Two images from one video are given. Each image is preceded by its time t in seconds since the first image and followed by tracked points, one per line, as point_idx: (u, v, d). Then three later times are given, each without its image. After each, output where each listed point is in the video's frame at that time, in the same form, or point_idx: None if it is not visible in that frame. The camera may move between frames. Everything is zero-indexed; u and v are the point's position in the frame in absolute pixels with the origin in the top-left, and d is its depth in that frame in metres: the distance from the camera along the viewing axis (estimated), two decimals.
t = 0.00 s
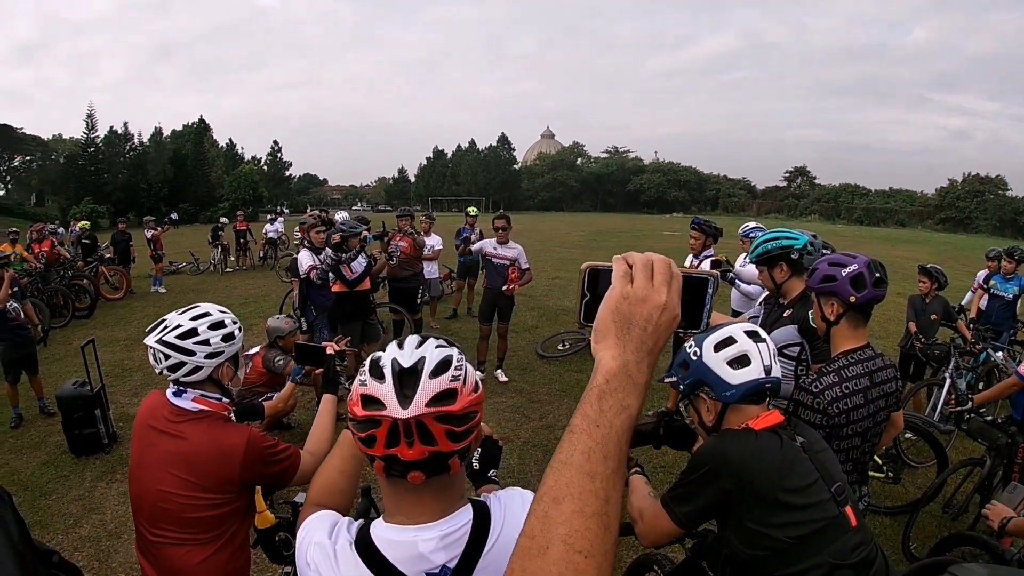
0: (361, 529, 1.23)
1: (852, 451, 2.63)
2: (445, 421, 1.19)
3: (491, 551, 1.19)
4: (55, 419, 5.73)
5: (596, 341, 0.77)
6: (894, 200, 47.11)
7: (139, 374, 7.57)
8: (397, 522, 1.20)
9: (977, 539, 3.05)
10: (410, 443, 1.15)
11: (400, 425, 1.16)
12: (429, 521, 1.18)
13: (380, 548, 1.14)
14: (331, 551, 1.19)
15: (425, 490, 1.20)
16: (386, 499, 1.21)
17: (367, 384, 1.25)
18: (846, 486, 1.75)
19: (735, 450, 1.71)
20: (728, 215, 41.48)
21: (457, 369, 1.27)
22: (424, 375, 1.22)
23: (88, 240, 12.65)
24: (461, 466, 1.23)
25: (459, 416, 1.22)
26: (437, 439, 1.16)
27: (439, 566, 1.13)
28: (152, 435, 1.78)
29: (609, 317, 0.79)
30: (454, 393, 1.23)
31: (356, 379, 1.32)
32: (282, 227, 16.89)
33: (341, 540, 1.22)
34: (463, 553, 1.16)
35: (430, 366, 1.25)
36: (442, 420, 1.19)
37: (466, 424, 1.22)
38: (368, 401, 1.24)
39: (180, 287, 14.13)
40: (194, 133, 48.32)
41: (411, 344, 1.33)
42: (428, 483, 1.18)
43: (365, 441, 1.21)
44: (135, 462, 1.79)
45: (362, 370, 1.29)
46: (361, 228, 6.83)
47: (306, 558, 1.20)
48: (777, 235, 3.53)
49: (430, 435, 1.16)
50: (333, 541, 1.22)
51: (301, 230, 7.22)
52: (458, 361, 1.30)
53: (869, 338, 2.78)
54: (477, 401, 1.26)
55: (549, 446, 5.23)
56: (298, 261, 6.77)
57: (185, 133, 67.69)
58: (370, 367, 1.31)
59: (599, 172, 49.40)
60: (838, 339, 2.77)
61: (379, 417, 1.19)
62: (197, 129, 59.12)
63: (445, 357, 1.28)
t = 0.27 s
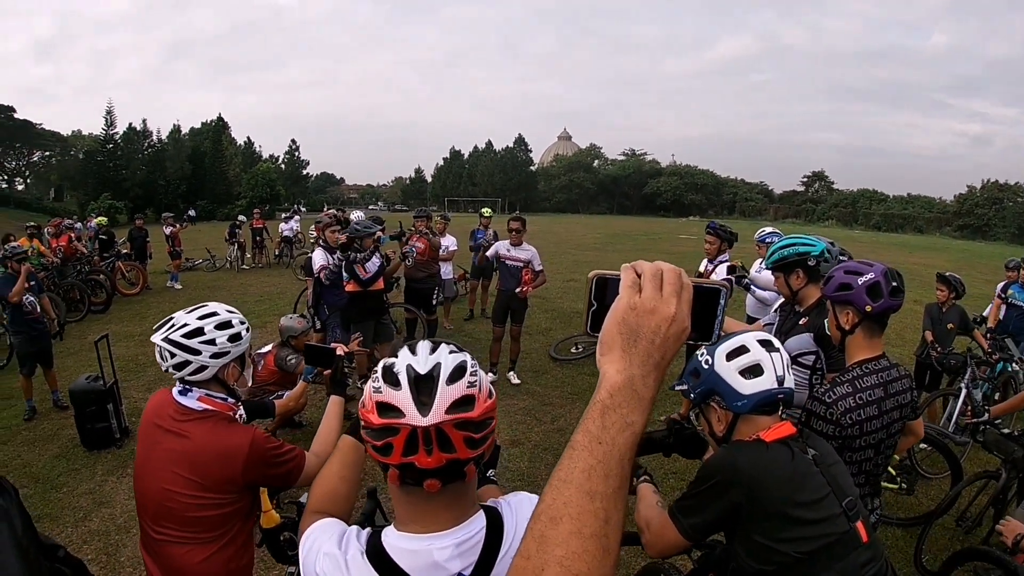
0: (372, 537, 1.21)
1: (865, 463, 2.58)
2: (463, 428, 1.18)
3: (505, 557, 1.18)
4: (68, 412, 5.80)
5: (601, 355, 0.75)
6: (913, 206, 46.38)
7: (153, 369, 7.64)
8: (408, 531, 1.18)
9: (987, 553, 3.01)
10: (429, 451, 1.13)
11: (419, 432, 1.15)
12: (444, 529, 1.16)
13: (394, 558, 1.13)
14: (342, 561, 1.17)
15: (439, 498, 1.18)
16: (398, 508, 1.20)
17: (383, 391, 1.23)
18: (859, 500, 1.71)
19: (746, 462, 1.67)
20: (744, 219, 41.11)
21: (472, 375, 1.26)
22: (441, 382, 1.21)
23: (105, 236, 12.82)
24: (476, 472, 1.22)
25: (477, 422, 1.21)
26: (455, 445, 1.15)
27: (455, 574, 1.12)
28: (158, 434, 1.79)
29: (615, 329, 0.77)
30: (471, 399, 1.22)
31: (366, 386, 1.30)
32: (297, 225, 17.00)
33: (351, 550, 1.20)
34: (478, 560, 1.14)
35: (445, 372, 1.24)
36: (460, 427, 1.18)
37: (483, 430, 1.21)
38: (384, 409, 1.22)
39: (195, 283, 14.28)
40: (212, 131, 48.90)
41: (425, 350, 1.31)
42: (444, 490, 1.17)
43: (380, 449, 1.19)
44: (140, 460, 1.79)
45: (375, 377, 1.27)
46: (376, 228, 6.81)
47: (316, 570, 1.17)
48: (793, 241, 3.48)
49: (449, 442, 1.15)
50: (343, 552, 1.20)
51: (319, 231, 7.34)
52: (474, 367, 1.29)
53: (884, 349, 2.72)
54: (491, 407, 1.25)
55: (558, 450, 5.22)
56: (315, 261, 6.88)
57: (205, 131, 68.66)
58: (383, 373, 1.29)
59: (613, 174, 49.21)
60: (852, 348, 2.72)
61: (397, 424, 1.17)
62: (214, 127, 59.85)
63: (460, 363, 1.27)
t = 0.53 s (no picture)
0: (388, 544, 1.18)
1: (880, 468, 2.52)
2: (488, 429, 1.17)
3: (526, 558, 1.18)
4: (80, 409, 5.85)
5: (612, 359, 0.72)
6: (929, 206, 45.71)
7: (164, 366, 7.70)
8: (428, 537, 1.15)
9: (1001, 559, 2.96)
10: (456, 455, 1.11)
11: (447, 434, 1.12)
12: (466, 533, 1.14)
13: (416, 565, 1.10)
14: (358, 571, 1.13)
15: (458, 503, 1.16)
16: (417, 513, 1.17)
17: (404, 395, 1.20)
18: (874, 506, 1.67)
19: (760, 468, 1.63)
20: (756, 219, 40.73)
21: (493, 375, 1.26)
22: (464, 383, 1.19)
23: (119, 234, 12.95)
24: (498, 474, 1.20)
25: (500, 423, 1.20)
26: (482, 448, 1.13)
27: None
28: (162, 432, 1.78)
29: (627, 332, 0.74)
30: (495, 400, 1.21)
31: (380, 389, 1.28)
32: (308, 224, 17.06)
33: (369, 559, 1.16)
34: (500, 563, 1.14)
35: (467, 372, 1.23)
36: (486, 428, 1.16)
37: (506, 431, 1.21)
38: (406, 412, 1.19)
39: (209, 281, 14.41)
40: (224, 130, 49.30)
41: (442, 350, 1.30)
42: (467, 494, 1.15)
43: (401, 454, 1.16)
44: (144, 459, 1.78)
45: (393, 380, 1.24)
46: (387, 227, 6.80)
47: None
48: (808, 240, 3.43)
49: (475, 445, 1.13)
50: (360, 561, 1.16)
51: (332, 229, 7.38)
52: (492, 369, 1.28)
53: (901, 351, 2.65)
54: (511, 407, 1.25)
55: (568, 450, 5.19)
56: (326, 259, 6.93)
57: (218, 131, 69.31)
58: (398, 375, 1.26)
59: (624, 173, 49.01)
60: (868, 351, 2.65)
61: (423, 428, 1.14)
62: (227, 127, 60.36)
63: (479, 363, 1.26)
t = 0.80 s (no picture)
0: (404, 549, 1.16)
1: (887, 468, 2.49)
2: (515, 428, 1.17)
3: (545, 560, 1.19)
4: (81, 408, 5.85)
5: (624, 363, 0.71)
6: (931, 204, 45.58)
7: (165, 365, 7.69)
8: (449, 540, 1.14)
9: (1006, 559, 2.93)
10: (487, 456, 1.10)
11: (477, 435, 1.10)
12: (487, 535, 1.14)
13: (439, 571, 1.08)
14: None
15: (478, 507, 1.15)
16: (439, 517, 1.15)
17: (425, 397, 1.17)
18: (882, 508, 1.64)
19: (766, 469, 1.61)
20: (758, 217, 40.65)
21: (511, 375, 1.28)
22: (487, 383, 1.19)
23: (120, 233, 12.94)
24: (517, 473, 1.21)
25: (525, 421, 1.21)
26: (508, 446, 1.13)
27: None
28: (161, 433, 1.76)
29: (638, 335, 0.73)
30: (518, 398, 1.22)
31: (395, 390, 1.24)
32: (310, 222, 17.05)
33: (386, 566, 1.13)
34: (521, 564, 1.15)
35: (488, 372, 1.23)
36: (513, 427, 1.17)
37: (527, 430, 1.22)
38: (429, 415, 1.16)
39: (210, 280, 14.42)
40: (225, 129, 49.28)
41: (457, 350, 1.29)
42: (490, 495, 1.14)
43: (424, 458, 1.13)
44: (143, 460, 1.76)
45: (412, 382, 1.21)
46: (388, 225, 6.80)
47: None
48: (814, 238, 3.40)
49: (503, 445, 1.13)
50: (377, 571, 1.12)
51: (331, 227, 7.33)
52: (510, 369, 1.30)
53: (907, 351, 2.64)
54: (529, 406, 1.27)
55: (571, 449, 5.17)
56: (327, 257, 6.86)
57: (219, 130, 69.33)
58: (415, 376, 1.23)
59: (625, 171, 48.97)
60: (874, 351, 2.63)
61: (453, 430, 1.11)
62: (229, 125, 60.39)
63: (498, 364, 1.27)
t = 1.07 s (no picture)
0: (423, 553, 1.15)
1: (890, 469, 2.49)
2: (542, 427, 1.19)
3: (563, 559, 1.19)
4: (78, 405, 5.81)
5: (646, 371, 0.73)
6: (927, 206, 45.72)
7: (162, 363, 7.65)
8: (472, 543, 1.13)
9: (1005, 560, 2.89)
10: (519, 456, 1.11)
11: (513, 436, 1.11)
12: (510, 537, 1.14)
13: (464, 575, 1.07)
14: None
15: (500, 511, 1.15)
16: (466, 521, 1.15)
17: (454, 400, 1.16)
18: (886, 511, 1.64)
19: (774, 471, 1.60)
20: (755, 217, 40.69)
21: (533, 375, 1.30)
22: (514, 383, 1.21)
23: (116, 230, 12.86)
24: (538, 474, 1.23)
25: (550, 420, 1.24)
26: (538, 446, 1.16)
27: None
28: (161, 435, 1.74)
29: (660, 341, 0.74)
30: (543, 398, 1.25)
31: (415, 393, 1.23)
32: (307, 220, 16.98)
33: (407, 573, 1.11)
34: (544, 564, 1.16)
35: (512, 373, 1.25)
36: (540, 426, 1.19)
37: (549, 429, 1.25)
38: (459, 417, 1.15)
39: (207, 277, 14.35)
40: (223, 126, 49.08)
41: (478, 352, 1.29)
42: (515, 497, 1.15)
43: (453, 461, 1.13)
44: (143, 462, 1.75)
45: (436, 385, 1.20)
46: (386, 223, 6.80)
47: None
48: (815, 240, 3.37)
49: (533, 444, 1.15)
50: None
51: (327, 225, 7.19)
52: (529, 371, 1.32)
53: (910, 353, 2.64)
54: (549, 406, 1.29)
55: (570, 449, 5.18)
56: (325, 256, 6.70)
57: (217, 126, 69.04)
58: (437, 377, 1.22)
59: (623, 171, 48.99)
60: (878, 352, 2.63)
61: (487, 432, 1.11)
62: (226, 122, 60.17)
63: (519, 365, 1.28)
